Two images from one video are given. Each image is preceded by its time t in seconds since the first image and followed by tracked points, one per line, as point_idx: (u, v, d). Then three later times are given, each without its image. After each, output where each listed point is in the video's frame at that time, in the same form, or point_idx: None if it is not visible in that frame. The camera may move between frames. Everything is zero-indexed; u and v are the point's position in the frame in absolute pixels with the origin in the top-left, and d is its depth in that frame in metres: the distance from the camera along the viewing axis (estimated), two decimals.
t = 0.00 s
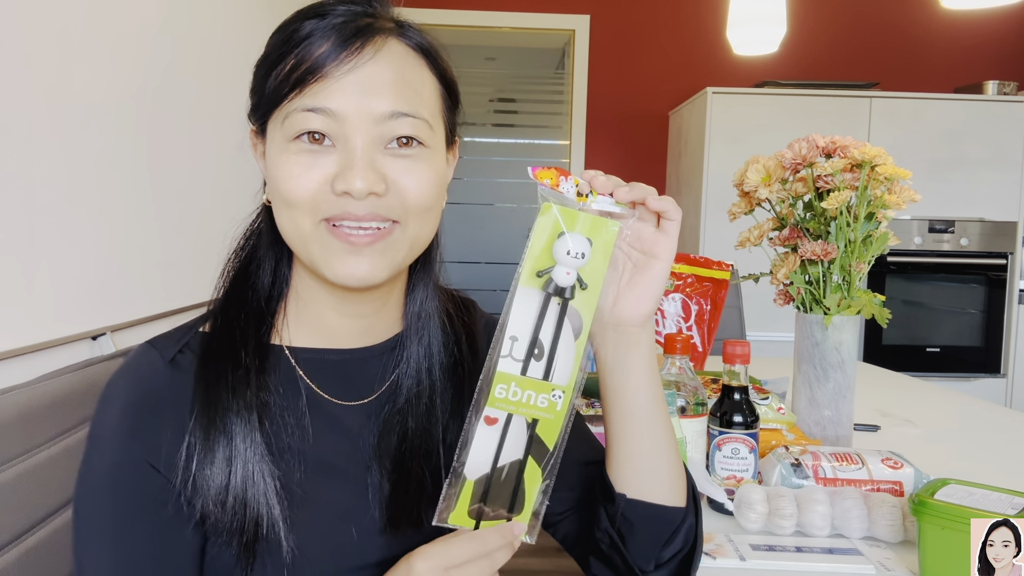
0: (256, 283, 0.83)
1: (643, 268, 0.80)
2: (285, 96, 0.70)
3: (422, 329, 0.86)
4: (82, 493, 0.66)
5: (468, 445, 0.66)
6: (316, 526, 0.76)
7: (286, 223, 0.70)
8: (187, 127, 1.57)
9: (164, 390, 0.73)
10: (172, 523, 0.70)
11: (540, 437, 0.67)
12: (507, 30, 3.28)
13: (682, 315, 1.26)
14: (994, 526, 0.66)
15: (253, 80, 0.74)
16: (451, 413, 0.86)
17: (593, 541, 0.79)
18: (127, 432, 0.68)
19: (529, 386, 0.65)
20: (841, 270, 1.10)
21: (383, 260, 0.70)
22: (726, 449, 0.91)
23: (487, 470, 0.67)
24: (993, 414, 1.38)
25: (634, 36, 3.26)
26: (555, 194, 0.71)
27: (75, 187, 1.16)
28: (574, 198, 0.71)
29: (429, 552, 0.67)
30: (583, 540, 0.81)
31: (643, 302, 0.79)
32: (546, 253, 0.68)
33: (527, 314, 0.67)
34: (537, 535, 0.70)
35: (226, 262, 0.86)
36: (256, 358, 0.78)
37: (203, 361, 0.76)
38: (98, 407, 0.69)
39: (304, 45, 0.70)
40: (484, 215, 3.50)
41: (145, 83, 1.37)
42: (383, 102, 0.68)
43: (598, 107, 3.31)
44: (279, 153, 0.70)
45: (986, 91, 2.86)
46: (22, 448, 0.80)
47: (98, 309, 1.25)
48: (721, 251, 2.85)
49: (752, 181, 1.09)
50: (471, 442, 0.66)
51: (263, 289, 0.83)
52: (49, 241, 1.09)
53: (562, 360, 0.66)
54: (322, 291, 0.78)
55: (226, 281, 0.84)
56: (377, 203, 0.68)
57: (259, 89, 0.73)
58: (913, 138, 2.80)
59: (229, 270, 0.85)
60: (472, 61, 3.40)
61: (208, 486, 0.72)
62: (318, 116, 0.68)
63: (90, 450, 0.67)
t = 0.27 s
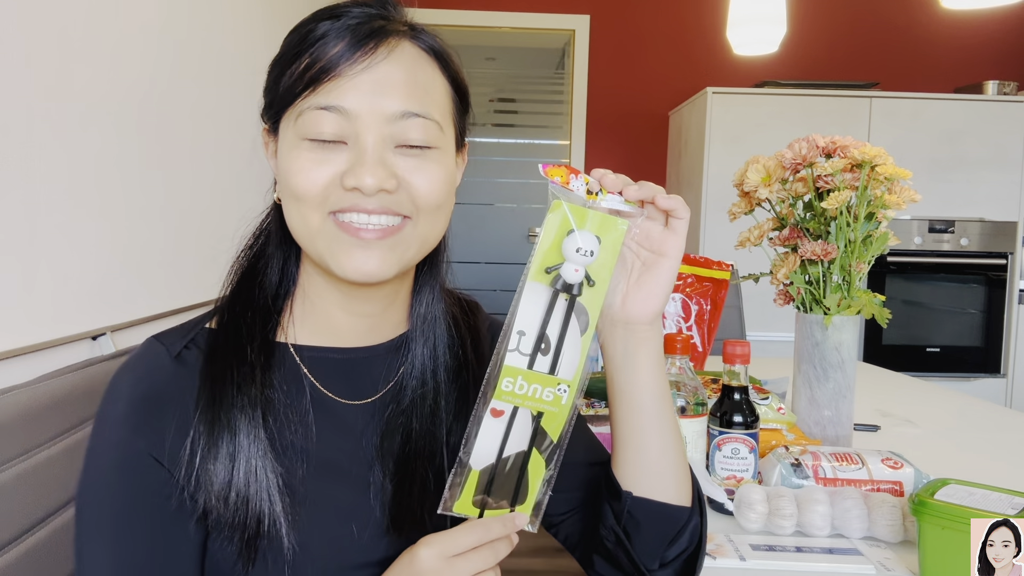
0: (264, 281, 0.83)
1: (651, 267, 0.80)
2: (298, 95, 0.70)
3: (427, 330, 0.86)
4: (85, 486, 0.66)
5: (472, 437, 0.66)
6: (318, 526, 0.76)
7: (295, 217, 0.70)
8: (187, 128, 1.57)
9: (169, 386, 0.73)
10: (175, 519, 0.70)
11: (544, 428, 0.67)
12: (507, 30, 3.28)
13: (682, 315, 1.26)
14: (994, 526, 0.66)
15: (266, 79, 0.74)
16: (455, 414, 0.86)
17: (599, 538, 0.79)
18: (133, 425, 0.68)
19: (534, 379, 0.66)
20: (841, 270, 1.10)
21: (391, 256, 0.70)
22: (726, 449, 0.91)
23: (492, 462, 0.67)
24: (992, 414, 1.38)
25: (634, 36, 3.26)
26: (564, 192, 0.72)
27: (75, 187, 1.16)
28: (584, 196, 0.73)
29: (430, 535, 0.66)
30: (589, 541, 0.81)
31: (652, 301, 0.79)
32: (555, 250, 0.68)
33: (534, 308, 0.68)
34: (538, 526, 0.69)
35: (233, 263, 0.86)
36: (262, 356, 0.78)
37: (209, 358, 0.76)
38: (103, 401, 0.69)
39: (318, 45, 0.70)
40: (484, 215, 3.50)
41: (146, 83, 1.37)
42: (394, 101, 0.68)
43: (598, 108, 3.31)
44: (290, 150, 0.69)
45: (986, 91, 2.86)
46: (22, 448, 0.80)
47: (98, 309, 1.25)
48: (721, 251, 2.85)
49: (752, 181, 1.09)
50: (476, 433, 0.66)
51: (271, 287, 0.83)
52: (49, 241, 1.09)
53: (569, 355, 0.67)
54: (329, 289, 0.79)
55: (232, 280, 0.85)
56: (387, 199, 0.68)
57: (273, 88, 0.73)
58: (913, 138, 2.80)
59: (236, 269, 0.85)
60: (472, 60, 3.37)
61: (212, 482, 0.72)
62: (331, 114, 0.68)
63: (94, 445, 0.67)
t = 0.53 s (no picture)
0: (269, 280, 0.83)
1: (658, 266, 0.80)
2: (306, 96, 0.70)
3: (430, 328, 0.86)
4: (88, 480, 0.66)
5: (476, 429, 0.66)
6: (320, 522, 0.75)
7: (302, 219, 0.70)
8: (188, 128, 1.57)
9: (173, 381, 0.73)
10: (178, 513, 0.70)
11: (546, 423, 0.67)
12: (507, 30, 3.28)
13: (682, 315, 1.26)
14: (994, 526, 0.66)
15: (275, 80, 0.74)
16: (457, 414, 0.86)
17: (601, 536, 0.78)
18: (138, 419, 0.68)
19: (539, 373, 0.65)
20: (841, 270, 1.10)
21: (396, 260, 0.70)
22: (726, 449, 0.91)
23: (496, 453, 0.67)
24: (993, 414, 1.38)
25: (634, 36, 3.27)
26: (573, 188, 0.71)
27: (76, 187, 1.16)
28: (593, 193, 0.71)
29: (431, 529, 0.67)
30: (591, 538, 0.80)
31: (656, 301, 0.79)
32: (562, 245, 0.68)
33: (540, 303, 0.67)
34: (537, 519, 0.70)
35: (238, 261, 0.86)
36: (265, 353, 0.79)
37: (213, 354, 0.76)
38: (108, 395, 0.69)
39: (327, 47, 0.70)
40: (484, 215, 3.50)
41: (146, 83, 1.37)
42: (401, 106, 0.68)
43: (598, 107, 3.31)
44: (298, 152, 0.70)
45: (986, 92, 2.86)
46: (22, 448, 0.80)
47: (99, 309, 1.25)
48: (721, 251, 2.85)
49: (752, 181, 1.09)
50: (481, 426, 0.66)
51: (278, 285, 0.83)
52: (49, 241, 1.09)
53: (574, 352, 0.66)
54: (332, 289, 0.79)
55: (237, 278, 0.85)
56: (393, 203, 0.68)
57: (281, 89, 0.73)
58: (913, 138, 2.80)
59: (241, 266, 0.85)
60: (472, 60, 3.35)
61: (216, 476, 0.72)
62: (340, 118, 0.68)
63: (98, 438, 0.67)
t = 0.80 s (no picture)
0: (267, 283, 0.83)
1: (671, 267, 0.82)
2: (302, 98, 0.70)
3: (431, 326, 0.86)
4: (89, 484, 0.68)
5: (501, 428, 0.66)
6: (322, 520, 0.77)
7: (302, 222, 0.70)
8: (188, 128, 1.57)
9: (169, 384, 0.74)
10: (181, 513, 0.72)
11: (571, 423, 0.66)
12: (507, 30, 3.28)
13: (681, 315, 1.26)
14: (994, 526, 0.66)
15: (269, 82, 0.74)
16: (460, 411, 0.86)
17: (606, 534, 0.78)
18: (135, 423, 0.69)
19: (561, 369, 0.66)
20: (841, 270, 1.10)
21: (399, 259, 0.70)
22: (726, 449, 0.91)
23: (520, 453, 0.66)
24: (993, 414, 1.38)
25: (634, 36, 3.26)
26: (592, 187, 0.72)
27: (76, 187, 1.16)
28: (610, 190, 0.72)
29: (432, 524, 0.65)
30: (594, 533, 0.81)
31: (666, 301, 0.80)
32: (580, 243, 0.70)
33: (561, 300, 0.69)
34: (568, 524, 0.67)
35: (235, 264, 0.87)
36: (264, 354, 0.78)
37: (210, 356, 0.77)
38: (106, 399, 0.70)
39: (321, 48, 0.70)
40: (484, 215, 3.50)
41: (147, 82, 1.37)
42: (398, 104, 0.68)
43: (598, 108, 3.31)
44: (296, 155, 0.69)
45: (986, 92, 2.86)
46: (23, 448, 0.80)
47: (99, 309, 1.25)
48: (721, 251, 2.85)
49: (752, 181, 1.09)
50: (504, 424, 0.66)
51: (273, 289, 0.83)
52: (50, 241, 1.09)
53: (596, 350, 0.67)
54: (333, 289, 0.78)
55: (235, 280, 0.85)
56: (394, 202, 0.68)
57: (275, 92, 0.73)
58: (913, 138, 2.80)
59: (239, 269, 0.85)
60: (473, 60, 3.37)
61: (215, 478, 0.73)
62: (336, 118, 0.68)
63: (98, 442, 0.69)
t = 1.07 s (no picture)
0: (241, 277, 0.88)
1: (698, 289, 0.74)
2: (275, 100, 0.69)
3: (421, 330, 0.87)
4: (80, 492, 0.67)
5: (532, 434, 0.66)
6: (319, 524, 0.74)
7: (291, 233, 0.69)
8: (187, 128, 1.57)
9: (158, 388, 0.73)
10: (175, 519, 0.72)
11: (615, 427, 0.66)
12: (507, 30, 3.29)
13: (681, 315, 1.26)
14: (994, 526, 0.66)
15: (234, 85, 0.72)
16: (449, 408, 0.88)
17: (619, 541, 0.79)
18: (123, 431, 0.69)
19: (600, 366, 0.66)
20: (841, 270, 1.10)
21: (397, 262, 0.71)
22: (726, 449, 0.91)
23: (556, 461, 0.66)
24: (993, 414, 1.38)
25: (634, 36, 3.26)
26: (641, 160, 0.68)
27: (75, 187, 1.16)
28: (662, 165, 0.68)
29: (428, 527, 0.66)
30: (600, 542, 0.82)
31: (689, 322, 0.74)
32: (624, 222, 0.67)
33: (602, 286, 0.67)
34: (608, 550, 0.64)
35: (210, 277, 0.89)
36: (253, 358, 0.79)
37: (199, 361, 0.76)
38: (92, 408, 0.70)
39: (287, 45, 0.69)
40: (484, 215, 3.51)
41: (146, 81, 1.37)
42: (384, 102, 0.68)
43: (598, 107, 3.31)
44: (279, 163, 0.68)
45: (987, 91, 2.86)
46: (22, 447, 0.80)
47: (97, 308, 1.25)
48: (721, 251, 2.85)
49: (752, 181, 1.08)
50: (539, 429, 0.66)
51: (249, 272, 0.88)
52: (50, 241, 1.10)
53: (639, 346, 0.66)
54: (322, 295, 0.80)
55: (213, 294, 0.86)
56: (386, 205, 0.69)
57: (244, 95, 0.71)
58: (913, 138, 2.80)
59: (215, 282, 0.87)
60: (473, 61, 3.36)
61: (208, 482, 0.72)
62: (319, 121, 0.67)
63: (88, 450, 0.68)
